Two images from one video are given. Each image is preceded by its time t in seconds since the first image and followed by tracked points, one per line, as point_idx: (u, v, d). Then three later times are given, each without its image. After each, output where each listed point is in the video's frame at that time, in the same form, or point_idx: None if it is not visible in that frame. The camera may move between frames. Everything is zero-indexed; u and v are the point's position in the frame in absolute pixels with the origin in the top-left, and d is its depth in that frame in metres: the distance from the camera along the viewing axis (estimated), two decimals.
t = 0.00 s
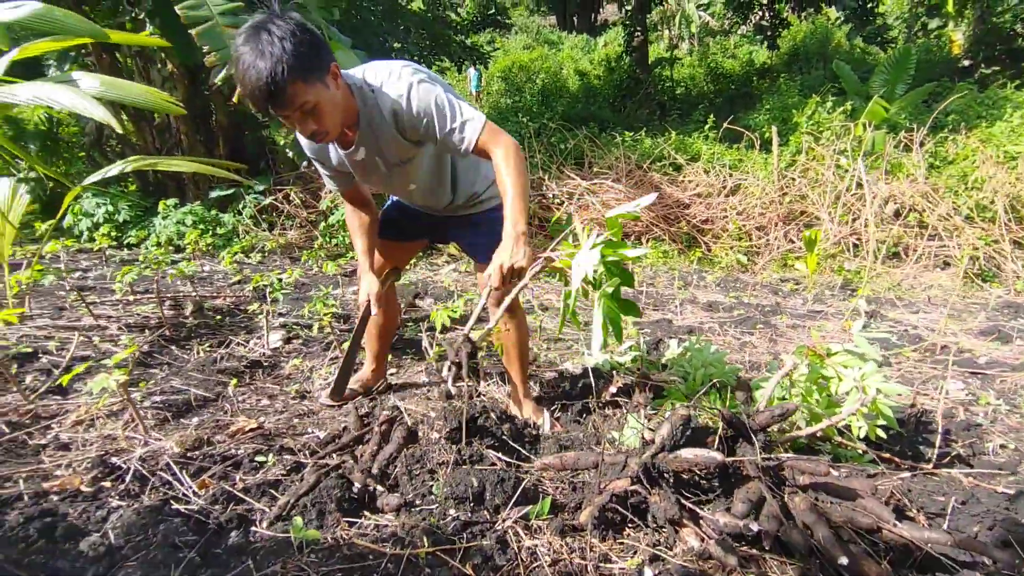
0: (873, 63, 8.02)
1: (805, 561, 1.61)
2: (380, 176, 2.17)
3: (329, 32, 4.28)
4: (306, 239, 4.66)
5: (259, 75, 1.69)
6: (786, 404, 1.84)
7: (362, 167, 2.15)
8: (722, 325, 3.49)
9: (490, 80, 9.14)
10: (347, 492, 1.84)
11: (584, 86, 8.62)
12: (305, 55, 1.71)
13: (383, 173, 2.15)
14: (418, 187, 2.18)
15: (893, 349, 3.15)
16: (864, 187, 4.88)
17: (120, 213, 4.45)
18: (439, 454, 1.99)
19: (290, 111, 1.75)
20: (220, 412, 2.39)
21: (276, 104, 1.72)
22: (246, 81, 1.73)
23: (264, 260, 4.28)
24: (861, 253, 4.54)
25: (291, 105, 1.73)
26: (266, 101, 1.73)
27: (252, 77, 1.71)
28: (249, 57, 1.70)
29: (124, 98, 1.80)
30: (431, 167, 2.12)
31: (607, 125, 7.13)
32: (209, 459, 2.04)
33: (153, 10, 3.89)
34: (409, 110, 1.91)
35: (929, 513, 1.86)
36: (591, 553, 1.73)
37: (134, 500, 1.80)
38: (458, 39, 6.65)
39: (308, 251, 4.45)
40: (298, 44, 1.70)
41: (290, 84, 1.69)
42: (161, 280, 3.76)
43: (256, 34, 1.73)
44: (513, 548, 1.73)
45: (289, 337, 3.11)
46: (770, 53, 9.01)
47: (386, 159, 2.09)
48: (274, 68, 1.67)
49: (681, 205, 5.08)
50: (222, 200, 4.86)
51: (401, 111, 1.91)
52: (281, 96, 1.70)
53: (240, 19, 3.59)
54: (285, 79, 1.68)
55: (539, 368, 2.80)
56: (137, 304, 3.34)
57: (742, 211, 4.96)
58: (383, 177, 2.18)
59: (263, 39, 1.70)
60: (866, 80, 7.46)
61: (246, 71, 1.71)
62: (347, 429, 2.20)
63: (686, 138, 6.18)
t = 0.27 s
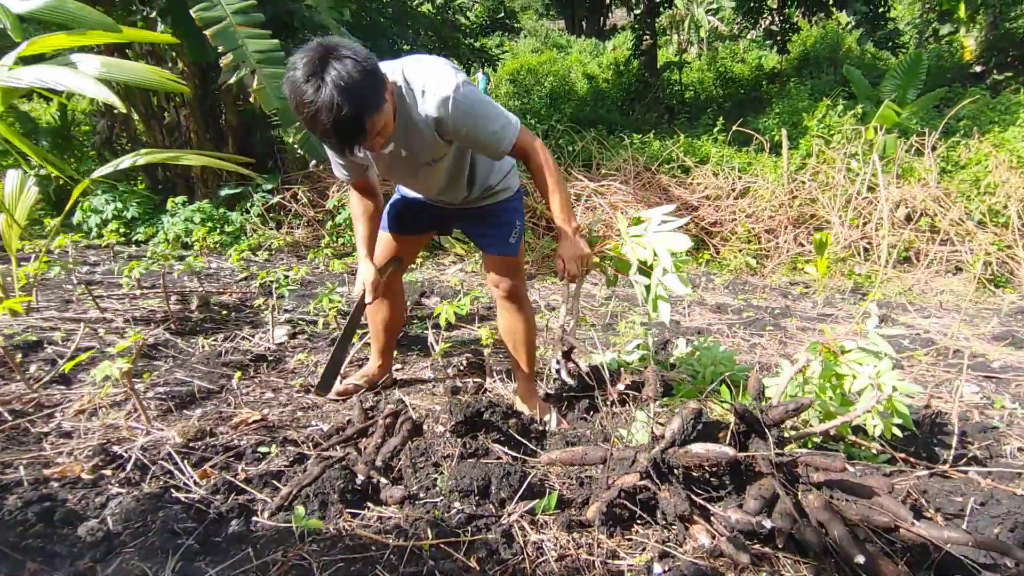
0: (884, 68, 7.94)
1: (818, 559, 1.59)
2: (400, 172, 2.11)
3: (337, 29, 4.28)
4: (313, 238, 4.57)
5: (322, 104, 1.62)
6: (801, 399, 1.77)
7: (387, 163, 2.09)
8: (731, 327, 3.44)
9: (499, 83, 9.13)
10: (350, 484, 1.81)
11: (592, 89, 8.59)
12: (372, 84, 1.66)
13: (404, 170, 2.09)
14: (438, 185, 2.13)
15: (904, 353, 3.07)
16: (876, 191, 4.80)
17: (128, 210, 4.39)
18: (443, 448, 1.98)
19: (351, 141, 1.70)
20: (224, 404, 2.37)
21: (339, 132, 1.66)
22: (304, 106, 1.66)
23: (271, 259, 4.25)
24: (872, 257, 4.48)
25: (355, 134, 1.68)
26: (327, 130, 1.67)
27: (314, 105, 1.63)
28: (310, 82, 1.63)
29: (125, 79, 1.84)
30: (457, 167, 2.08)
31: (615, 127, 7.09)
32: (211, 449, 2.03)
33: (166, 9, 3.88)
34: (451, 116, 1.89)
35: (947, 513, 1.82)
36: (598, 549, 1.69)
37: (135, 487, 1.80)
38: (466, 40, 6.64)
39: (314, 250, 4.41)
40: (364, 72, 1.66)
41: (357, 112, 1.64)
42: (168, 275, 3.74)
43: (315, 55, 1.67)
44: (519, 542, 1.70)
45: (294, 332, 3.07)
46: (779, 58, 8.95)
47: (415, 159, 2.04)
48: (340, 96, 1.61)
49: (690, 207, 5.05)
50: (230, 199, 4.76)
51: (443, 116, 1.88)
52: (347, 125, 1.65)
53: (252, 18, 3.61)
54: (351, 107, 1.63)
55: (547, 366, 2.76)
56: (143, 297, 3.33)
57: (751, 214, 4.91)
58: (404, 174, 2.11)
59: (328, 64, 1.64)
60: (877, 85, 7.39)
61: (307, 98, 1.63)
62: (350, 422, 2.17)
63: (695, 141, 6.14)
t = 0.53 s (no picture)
0: (883, 70, 7.89)
1: (819, 553, 1.56)
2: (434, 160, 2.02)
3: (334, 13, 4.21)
4: (308, 228, 4.46)
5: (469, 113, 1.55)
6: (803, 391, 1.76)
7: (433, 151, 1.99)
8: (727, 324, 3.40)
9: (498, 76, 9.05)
10: (341, 470, 1.77)
11: (591, 84, 8.52)
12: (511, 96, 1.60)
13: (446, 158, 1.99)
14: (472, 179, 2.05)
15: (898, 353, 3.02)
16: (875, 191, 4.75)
17: (120, 193, 4.32)
18: (438, 435, 1.94)
19: (484, 156, 1.61)
20: (213, 388, 2.31)
21: (475, 141, 1.57)
22: (443, 116, 1.58)
23: (265, 247, 4.11)
24: (869, 258, 4.44)
25: (495, 147, 1.59)
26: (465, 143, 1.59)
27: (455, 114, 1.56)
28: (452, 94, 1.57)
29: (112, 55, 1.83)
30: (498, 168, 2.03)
31: (614, 122, 7.02)
32: (200, 433, 1.98)
33: None
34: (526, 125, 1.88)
35: (947, 510, 1.80)
36: (595, 540, 1.66)
37: (120, 470, 1.76)
38: (465, 31, 6.57)
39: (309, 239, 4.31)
40: (503, 83, 1.60)
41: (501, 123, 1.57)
42: (159, 260, 3.68)
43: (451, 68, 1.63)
44: (514, 532, 1.66)
45: (288, 319, 2.99)
46: (779, 57, 8.88)
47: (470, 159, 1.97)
48: (482, 102, 1.55)
49: (688, 203, 5.03)
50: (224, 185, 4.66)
51: (521, 122, 1.87)
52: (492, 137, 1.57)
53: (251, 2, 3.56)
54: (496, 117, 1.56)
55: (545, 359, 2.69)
56: (132, 281, 3.26)
57: (749, 212, 4.87)
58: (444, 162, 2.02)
59: (468, 74, 1.59)
60: (876, 87, 7.35)
61: (449, 108, 1.56)
62: (343, 408, 2.13)
63: (694, 137, 6.09)
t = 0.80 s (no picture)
0: (863, 61, 7.92)
1: (783, 532, 1.60)
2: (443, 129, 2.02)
3: None
4: (284, 208, 4.38)
5: (557, 90, 1.61)
6: (770, 375, 1.84)
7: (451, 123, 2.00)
8: (704, 309, 3.41)
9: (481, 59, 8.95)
10: (313, 450, 1.76)
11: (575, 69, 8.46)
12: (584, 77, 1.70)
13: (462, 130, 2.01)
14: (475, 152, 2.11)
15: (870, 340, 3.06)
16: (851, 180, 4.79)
17: (88, 171, 4.22)
18: (412, 417, 1.94)
19: (564, 133, 1.69)
20: (184, 369, 2.28)
21: (568, 117, 1.65)
22: (530, 88, 1.62)
23: (241, 229, 4.02)
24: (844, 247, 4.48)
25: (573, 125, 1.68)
26: (547, 116, 1.65)
27: (544, 87, 1.61)
28: (539, 67, 1.62)
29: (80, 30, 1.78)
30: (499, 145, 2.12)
31: (597, 108, 6.99)
32: (168, 414, 1.96)
33: None
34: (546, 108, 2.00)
35: (906, 489, 1.84)
36: (566, 519, 1.67)
37: (84, 451, 1.74)
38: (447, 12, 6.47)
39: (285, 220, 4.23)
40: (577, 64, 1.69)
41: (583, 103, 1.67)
42: (129, 240, 3.60)
43: (529, 44, 1.68)
44: (486, 511, 1.67)
45: (262, 300, 2.94)
46: (762, 46, 8.89)
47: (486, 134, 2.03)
48: (569, 81, 1.62)
49: (669, 190, 5.02)
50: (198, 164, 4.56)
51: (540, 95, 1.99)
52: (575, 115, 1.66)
53: None
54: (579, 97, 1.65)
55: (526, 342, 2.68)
56: (100, 261, 3.19)
57: (728, 200, 4.90)
58: (458, 133, 2.04)
59: (552, 50, 1.65)
60: (855, 78, 7.39)
61: (538, 80, 1.61)
62: (317, 390, 2.11)
63: (676, 124, 6.08)
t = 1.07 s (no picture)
0: (834, 60, 8.05)
1: (747, 516, 1.64)
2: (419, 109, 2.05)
3: None
4: (256, 201, 4.32)
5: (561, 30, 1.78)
6: (735, 362, 1.87)
7: (432, 103, 2.03)
8: (677, 303, 3.44)
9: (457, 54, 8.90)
10: (282, 443, 1.76)
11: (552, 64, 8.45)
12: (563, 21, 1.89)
13: (442, 109, 2.06)
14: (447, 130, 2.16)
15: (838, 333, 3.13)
16: (820, 177, 4.87)
17: (49, 162, 4.11)
18: (383, 409, 1.92)
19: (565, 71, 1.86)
20: (149, 364, 2.24)
21: (571, 56, 1.83)
22: (537, 31, 1.76)
23: (211, 222, 3.95)
24: (813, 242, 4.56)
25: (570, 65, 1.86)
26: (554, 55, 1.80)
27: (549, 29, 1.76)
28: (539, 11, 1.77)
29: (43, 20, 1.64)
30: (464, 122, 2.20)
31: (574, 104, 7.00)
32: (133, 409, 1.93)
33: None
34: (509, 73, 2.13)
35: (865, 473, 1.89)
36: (536, 508, 1.68)
37: (43, 447, 1.71)
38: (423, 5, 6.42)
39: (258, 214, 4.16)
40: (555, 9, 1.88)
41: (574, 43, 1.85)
42: (93, 234, 3.52)
43: None
44: (457, 501, 1.68)
45: (232, 295, 2.90)
46: (736, 44, 8.98)
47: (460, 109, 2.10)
48: (569, 22, 1.80)
49: (643, 185, 5.06)
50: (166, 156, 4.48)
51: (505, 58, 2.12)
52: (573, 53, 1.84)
53: None
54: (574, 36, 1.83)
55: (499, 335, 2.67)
56: (62, 255, 3.11)
57: (702, 195, 4.95)
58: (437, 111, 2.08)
59: None
60: (826, 77, 7.51)
61: (544, 23, 1.75)
62: (287, 384, 2.09)
63: (651, 120, 6.12)
